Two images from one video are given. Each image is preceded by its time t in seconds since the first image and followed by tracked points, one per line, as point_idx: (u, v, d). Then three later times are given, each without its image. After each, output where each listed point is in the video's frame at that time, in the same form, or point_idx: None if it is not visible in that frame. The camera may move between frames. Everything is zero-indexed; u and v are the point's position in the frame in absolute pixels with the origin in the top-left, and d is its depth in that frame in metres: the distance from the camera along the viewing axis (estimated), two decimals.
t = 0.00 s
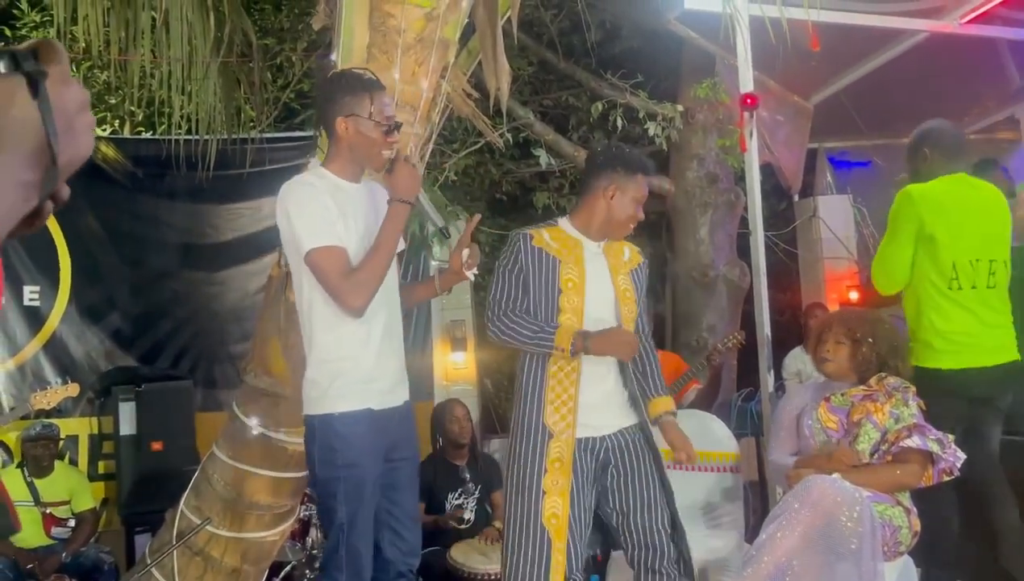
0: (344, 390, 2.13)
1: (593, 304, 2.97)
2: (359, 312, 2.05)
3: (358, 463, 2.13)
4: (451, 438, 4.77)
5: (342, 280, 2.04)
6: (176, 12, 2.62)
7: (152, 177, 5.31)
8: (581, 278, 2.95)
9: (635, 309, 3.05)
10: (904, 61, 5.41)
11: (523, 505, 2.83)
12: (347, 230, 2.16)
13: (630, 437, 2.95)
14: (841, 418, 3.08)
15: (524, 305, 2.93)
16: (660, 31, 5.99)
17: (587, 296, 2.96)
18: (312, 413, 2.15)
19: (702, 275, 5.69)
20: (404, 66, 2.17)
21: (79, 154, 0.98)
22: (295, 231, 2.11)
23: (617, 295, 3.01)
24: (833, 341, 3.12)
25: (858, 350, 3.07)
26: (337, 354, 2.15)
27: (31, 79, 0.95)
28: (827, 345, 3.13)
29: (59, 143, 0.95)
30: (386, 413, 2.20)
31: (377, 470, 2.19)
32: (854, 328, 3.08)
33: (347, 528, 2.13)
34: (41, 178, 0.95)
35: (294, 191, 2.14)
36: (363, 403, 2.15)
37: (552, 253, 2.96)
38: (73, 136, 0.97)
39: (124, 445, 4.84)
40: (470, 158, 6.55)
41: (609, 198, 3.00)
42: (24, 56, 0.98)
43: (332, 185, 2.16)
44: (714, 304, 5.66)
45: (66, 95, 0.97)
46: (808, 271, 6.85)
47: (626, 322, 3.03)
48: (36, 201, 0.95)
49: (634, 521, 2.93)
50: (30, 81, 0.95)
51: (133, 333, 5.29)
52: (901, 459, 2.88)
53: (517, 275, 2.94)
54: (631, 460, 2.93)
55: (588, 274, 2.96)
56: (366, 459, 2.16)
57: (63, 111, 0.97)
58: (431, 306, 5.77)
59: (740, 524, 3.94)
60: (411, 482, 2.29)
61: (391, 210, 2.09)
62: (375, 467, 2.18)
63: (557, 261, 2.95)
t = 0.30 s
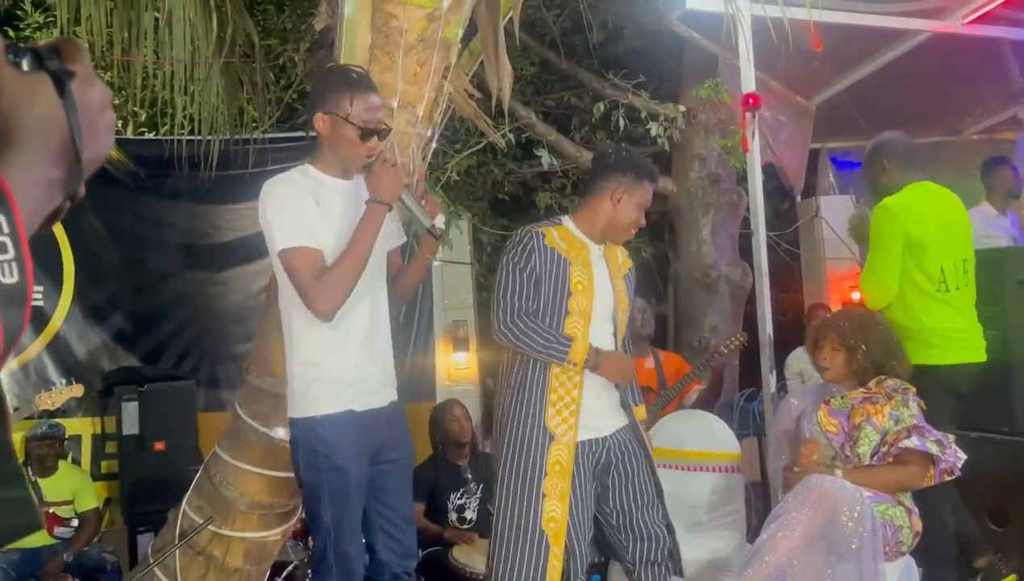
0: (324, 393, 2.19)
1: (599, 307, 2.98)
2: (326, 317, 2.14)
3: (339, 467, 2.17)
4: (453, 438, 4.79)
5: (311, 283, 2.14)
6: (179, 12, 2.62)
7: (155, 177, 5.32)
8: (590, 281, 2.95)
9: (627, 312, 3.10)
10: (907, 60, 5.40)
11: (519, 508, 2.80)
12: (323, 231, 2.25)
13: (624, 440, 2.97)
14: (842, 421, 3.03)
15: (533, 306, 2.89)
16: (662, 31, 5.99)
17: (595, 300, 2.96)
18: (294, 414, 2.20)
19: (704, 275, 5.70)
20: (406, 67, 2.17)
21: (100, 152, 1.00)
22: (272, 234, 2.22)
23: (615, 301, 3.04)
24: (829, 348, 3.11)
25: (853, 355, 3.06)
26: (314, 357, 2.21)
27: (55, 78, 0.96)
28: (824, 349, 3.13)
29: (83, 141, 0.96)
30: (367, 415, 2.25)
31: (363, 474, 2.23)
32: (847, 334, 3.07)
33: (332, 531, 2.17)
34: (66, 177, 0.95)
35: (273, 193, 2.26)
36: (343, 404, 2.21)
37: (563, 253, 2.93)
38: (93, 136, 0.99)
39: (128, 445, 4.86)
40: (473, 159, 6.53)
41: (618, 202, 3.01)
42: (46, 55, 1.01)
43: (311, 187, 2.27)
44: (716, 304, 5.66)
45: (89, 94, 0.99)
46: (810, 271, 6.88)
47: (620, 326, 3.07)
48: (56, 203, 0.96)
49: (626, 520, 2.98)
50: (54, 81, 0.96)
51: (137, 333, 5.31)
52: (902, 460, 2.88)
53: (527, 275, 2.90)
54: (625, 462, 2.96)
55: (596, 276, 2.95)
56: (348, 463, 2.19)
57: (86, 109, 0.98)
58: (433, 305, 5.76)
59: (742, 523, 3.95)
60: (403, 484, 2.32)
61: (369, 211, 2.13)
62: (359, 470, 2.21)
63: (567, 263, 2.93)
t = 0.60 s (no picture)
0: (317, 398, 2.16)
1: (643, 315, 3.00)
2: (306, 331, 2.10)
3: (335, 473, 2.15)
4: (455, 438, 4.80)
5: (294, 296, 2.11)
6: (181, 13, 2.64)
7: (157, 178, 5.34)
8: (638, 290, 2.95)
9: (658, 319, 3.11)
10: (909, 61, 5.40)
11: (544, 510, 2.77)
12: (310, 244, 2.23)
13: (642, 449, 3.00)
14: (841, 424, 3.03)
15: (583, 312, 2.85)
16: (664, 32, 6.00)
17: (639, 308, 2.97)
18: (288, 422, 2.18)
19: (706, 275, 5.71)
20: (407, 69, 2.17)
21: (110, 158, 1.00)
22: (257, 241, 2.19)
23: (651, 312, 3.05)
24: (828, 343, 3.11)
25: (852, 350, 3.07)
26: (306, 364, 2.17)
27: (65, 84, 0.97)
28: (824, 345, 3.13)
29: (93, 147, 0.97)
30: (362, 418, 2.21)
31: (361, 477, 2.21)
32: (848, 329, 3.08)
33: (332, 537, 2.17)
34: (76, 181, 0.96)
35: (263, 200, 2.24)
36: (336, 409, 2.17)
37: (618, 260, 2.92)
38: (103, 140, 0.99)
39: (131, 445, 4.87)
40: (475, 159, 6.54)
41: (664, 214, 3.04)
42: (59, 60, 1.00)
43: (301, 198, 2.25)
44: (718, 305, 5.67)
45: (99, 99, 0.99)
46: (812, 271, 6.88)
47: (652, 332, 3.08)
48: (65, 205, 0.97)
49: (633, 528, 3.01)
50: (66, 87, 0.97)
51: (139, 334, 5.32)
52: (903, 463, 2.86)
53: (585, 278, 2.85)
54: (644, 470, 2.98)
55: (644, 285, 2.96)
56: (345, 468, 2.16)
57: (96, 115, 0.98)
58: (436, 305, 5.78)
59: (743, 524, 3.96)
60: (403, 486, 2.31)
61: (361, 229, 2.13)
62: (358, 475, 2.19)
63: (620, 270, 2.92)
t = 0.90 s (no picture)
0: (326, 396, 2.16)
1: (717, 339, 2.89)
2: (315, 328, 2.10)
3: (341, 473, 2.15)
4: (458, 438, 4.81)
5: (303, 292, 2.11)
6: (185, 13, 2.67)
7: (161, 177, 5.35)
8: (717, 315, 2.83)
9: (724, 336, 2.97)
10: (912, 61, 5.40)
11: (580, 507, 2.70)
12: (317, 238, 2.22)
13: (679, 455, 2.87)
14: (842, 423, 3.03)
15: (654, 321, 2.73)
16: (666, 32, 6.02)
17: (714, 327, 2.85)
18: (297, 418, 2.18)
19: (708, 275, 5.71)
20: (410, 68, 2.18)
21: (111, 157, 1.01)
22: (265, 237, 2.19)
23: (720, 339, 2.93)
24: (833, 339, 3.11)
25: (856, 347, 3.07)
26: (317, 361, 2.18)
27: (67, 84, 0.97)
28: (828, 341, 3.13)
29: (93, 148, 0.98)
30: (370, 418, 2.20)
31: (366, 476, 2.20)
32: (855, 326, 3.08)
33: (337, 537, 2.17)
34: (77, 180, 0.96)
35: (267, 196, 2.24)
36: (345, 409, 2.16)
37: (705, 282, 2.81)
38: (102, 140, 0.99)
39: (134, 443, 4.88)
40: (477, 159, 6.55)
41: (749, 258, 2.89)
42: (57, 60, 1.01)
43: (304, 193, 2.25)
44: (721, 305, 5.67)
45: (100, 100, 1.00)
46: (814, 271, 6.88)
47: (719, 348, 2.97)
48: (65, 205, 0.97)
49: (665, 530, 2.79)
50: (66, 88, 0.97)
51: (142, 333, 5.32)
52: (904, 462, 2.87)
53: (665, 289, 2.72)
54: (678, 475, 2.80)
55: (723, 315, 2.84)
56: (351, 468, 2.16)
57: (97, 116, 0.99)
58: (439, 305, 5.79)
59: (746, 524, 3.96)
60: (408, 488, 2.30)
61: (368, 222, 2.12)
62: (363, 476, 2.19)
63: (704, 292, 2.80)
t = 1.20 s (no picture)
0: (334, 394, 2.17)
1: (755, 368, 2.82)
2: (326, 322, 2.11)
3: (348, 473, 2.16)
4: (459, 437, 4.82)
5: (313, 288, 2.12)
6: (187, 12, 2.64)
7: (163, 176, 5.36)
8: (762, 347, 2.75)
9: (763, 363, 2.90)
10: (914, 61, 5.41)
11: (591, 496, 2.65)
12: (324, 233, 2.23)
13: (689, 456, 2.80)
14: (843, 422, 3.03)
15: (707, 334, 2.66)
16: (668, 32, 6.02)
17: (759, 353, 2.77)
18: (305, 415, 2.18)
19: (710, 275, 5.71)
20: (412, 68, 2.16)
21: (103, 156, 1.02)
22: (272, 234, 2.20)
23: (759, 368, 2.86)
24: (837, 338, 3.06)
25: (862, 344, 3.04)
26: (326, 360, 2.18)
27: (59, 85, 0.98)
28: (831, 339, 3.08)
29: (85, 147, 0.98)
30: (377, 418, 2.22)
31: (373, 476, 2.22)
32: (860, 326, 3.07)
33: (341, 536, 2.18)
34: (69, 180, 0.97)
35: (273, 193, 2.24)
36: (351, 409, 2.18)
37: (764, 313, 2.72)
38: (93, 139, 1.00)
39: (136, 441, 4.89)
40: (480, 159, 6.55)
41: (801, 310, 2.88)
42: (49, 61, 1.01)
43: (311, 189, 2.25)
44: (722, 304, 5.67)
45: (90, 100, 1.00)
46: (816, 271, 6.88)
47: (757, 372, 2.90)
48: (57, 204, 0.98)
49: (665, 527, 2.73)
50: (57, 88, 0.98)
51: (145, 332, 5.33)
52: (906, 462, 2.86)
53: (727, 307, 2.65)
54: (686, 474, 2.73)
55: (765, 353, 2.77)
56: (358, 468, 2.18)
57: (88, 116, 0.99)
58: (441, 304, 5.79)
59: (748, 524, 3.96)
60: (414, 487, 2.31)
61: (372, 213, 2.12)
62: (368, 476, 2.20)
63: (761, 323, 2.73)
